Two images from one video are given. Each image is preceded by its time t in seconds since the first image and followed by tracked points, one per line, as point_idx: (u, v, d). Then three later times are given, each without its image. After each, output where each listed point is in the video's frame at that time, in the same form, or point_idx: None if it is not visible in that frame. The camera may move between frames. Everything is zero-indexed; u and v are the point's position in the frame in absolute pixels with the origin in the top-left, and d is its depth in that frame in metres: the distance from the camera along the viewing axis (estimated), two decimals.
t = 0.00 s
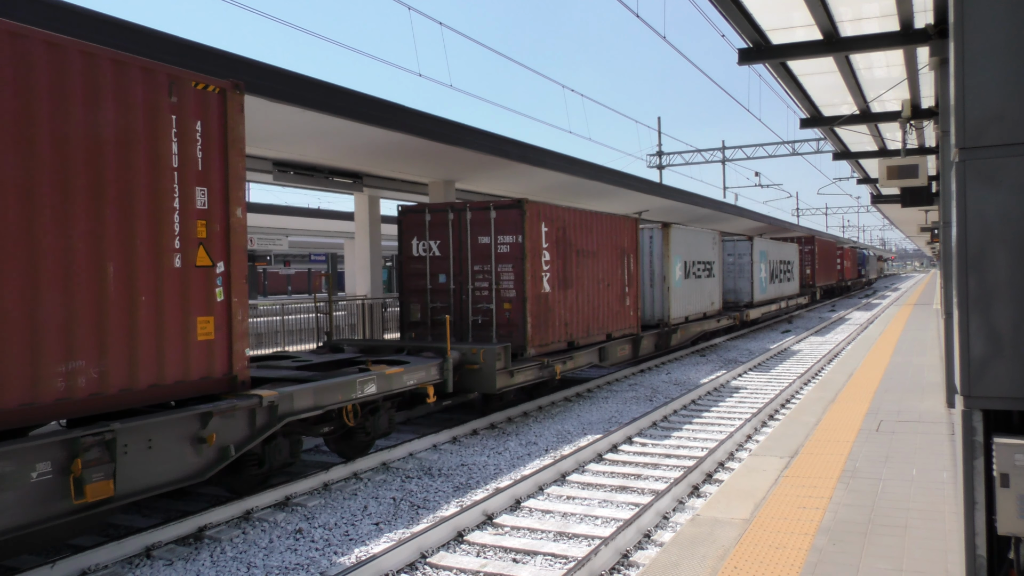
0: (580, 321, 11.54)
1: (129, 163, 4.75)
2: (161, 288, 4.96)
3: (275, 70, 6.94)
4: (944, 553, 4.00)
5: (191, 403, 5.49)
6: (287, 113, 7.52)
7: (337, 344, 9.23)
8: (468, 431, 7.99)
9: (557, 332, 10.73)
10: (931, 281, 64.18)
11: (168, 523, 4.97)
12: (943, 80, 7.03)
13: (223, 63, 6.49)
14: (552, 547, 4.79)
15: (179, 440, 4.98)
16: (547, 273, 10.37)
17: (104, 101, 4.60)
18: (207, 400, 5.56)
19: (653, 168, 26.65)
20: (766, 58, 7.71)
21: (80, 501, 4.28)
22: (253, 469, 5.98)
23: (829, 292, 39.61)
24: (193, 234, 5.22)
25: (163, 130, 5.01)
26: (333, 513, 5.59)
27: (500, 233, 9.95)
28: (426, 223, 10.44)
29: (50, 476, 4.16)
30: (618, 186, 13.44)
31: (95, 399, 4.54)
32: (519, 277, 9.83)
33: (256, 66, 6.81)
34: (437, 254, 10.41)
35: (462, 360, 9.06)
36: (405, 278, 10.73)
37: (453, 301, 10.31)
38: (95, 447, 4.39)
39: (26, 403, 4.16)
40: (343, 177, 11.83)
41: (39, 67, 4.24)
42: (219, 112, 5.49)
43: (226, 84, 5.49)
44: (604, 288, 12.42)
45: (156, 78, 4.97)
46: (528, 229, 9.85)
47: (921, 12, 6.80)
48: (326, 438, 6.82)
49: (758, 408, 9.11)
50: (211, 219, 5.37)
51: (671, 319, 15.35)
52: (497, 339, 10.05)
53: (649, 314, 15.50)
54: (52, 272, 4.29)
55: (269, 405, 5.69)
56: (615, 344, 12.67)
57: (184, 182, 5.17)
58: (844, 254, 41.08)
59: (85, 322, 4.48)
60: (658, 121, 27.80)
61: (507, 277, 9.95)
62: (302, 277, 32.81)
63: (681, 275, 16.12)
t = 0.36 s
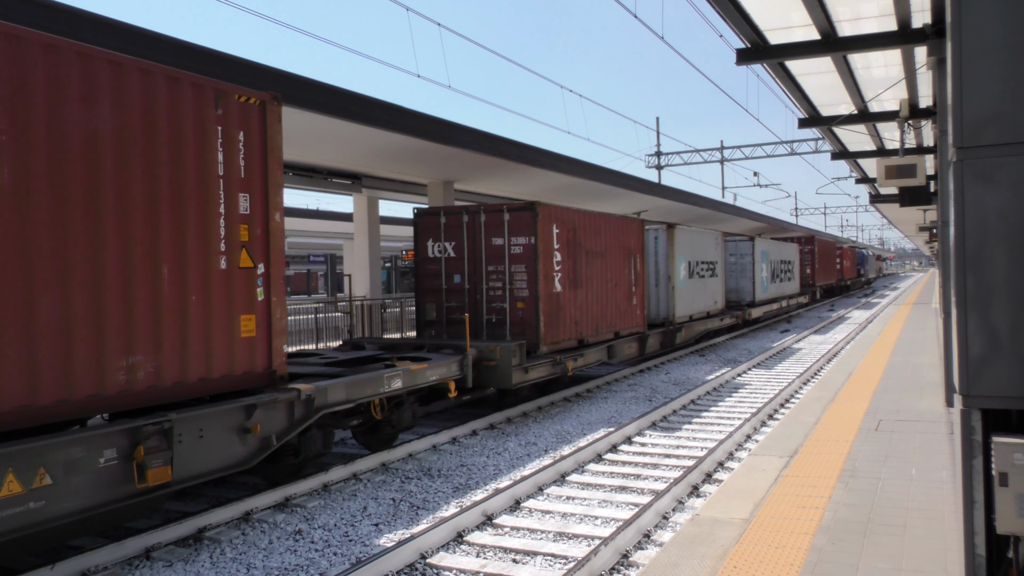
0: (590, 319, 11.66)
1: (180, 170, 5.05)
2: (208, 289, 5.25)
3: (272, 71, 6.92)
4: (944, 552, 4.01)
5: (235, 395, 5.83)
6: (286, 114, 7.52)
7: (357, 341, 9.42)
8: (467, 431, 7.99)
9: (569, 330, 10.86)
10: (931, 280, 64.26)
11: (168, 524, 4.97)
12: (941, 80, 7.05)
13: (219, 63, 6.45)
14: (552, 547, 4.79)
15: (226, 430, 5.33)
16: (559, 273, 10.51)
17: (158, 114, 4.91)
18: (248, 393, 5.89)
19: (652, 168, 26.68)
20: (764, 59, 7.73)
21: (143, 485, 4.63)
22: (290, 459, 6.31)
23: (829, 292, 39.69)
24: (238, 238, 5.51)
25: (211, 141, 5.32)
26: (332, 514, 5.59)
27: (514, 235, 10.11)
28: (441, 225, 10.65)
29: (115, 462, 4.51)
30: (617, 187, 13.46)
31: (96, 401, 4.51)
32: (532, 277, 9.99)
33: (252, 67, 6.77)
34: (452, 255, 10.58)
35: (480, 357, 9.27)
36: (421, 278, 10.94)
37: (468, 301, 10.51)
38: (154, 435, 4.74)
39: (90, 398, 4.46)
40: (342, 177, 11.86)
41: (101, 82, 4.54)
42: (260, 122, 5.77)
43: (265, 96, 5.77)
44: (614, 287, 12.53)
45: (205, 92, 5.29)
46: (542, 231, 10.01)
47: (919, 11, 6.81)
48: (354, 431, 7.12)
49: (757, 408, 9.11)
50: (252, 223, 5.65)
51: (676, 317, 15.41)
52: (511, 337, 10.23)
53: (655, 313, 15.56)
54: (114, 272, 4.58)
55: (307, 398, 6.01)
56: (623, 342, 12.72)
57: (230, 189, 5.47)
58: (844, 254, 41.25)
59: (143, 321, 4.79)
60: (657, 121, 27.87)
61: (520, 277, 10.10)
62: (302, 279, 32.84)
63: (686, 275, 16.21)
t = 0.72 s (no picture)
0: (599, 318, 11.84)
1: (225, 176, 5.39)
2: (249, 288, 5.58)
3: (269, 71, 6.90)
4: (942, 553, 4.01)
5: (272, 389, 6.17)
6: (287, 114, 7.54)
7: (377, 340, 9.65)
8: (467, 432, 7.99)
9: (579, 329, 11.06)
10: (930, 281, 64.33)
11: (167, 524, 4.97)
12: (941, 80, 7.04)
13: (220, 64, 6.46)
14: (551, 548, 4.79)
15: (267, 420, 5.67)
16: (570, 273, 10.71)
17: (205, 123, 5.25)
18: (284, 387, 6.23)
19: (650, 169, 26.68)
20: (764, 59, 7.73)
21: (196, 471, 5.01)
22: (322, 450, 6.66)
23: (829, 292, 39.75)
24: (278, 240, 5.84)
25: (253, 148, 5.66)
26: (332, 514, 5.58)
27: (526, 236, 10.33)
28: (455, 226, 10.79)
29: (170, 449, 4.89)
30: (617, 187, 13.47)
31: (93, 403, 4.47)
32: (545, 277, 10.21)
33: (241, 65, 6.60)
34: (467, 256, 10.75)
35: (496, 354, 9.43)
36: (437, 278, 11.11)
37: (481, 300, 10.71)
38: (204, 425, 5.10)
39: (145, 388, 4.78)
40: (342, 177, 11.88)
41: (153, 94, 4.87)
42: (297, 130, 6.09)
43: (301, 106, 6.08)
44: (622, 287, 12.72)
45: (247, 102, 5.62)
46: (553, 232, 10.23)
47: (918, 12, 6.81)
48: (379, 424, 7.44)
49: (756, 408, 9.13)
50: (290, 226, 5.97)
51: (681, 316, 15.54)
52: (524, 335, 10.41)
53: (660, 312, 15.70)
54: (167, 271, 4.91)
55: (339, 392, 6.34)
56: (630, 340, 12.88)
57: (270, 194, 5.80)
58: (844, 254, 41.29)
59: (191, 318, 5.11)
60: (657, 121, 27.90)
61: (532, 277, 10.32)
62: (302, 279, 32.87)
63: (690, 275, 16.34)
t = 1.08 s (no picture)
0: (609, 317, 12.21)
1: (249, 179, 5.60)
2: (288, 287, 5.94)
3: (269, 71, 6.87)
4: (943, 553, 4.01)
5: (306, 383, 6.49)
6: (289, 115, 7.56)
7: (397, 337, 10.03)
8: (467, 432, 7.99)
9: (590, 328, 11.39)
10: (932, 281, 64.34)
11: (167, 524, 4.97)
12: (941, 80, 7.04)
13: (223, 65, 6.48)
14: (552, 548, 4.80)
15: (305, 413, 6.00)
16: (581, 273, 11.06)
17: (231, 130, 5.47)
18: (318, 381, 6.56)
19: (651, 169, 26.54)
20: (764, 59, 7.74)
21: (243, 458, 5.33)
22: (352, 441, 7.01)
23: (831, 292, 39.80)
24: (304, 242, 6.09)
25: (283, 155, 5.93)
26: (333, 514, 5.58)
27: (540, 237, 10.72)
28: (470, 228, 11.21)
29: (220, 438, 5.21)
30: (618, 188, 13.48)
31: (91, 404, 4.46)
32: (557, 277, 10.58)
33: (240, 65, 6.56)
34: (482, 257, 11.19)
35: (512, 351, 9.76)
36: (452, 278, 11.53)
37: (496, 299, 11.11)
38: (250, 415, 5.43)
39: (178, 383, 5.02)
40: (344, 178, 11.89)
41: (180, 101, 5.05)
42: (330, 138, 6.43)
43: (334, 115, 6.42)
44: (630, 287, 13.11)
45: (285, 112, 5.97)
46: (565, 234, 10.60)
47: (919, 12, 6.80)
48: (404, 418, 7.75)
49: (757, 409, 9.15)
50: (324, 228, 6.32)
51: (687, 316, 15.72)
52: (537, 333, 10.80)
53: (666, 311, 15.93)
54: (191, 271, 5.09)
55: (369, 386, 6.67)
56: (639, 338, 13.25)
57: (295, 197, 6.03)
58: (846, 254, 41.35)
59: (230, 316, 5.42)
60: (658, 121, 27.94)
61: (546, 277, 10.70)
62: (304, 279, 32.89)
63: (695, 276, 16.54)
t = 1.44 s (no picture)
0: (617, 315, 12.56)
1: (252, 179, 5.65)
2: (322, 285, 6.32)
3: (267, 71, 6.83)
4: (943, 553, 4.02)
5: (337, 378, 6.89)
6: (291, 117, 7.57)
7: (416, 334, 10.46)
8: (467, 432, 7.98)
9: (599, 326, 11.74)
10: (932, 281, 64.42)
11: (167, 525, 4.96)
12: (941, 80, 7.05)
13: (225, 66, 6.49)
14: (552, 548, 4.79)
15: (338, 405, 6.41)
16: (591, 273, 11.43)
17: (271, 138, 5.85)
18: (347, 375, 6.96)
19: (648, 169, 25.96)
20: (764, 60, 7.75)
21: (283, 447, 5.75)
22: (378, 433, 7.42)
23: (832, 292, 39.87)
24: (309, 241, 6.17)
25: (289, 155, 6.02)
26: (333, 515, 5.58)
27: (551, 238, 11.12)
28: (483, 230, 11.70)
29: (262, 428, 5.63)
30: (619, 188, 13.49)
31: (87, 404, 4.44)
32: (568, 277, 10.97)
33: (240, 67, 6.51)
34: (494, 258, 11.62)
35: (525, 349, 10.02)
36: (466, 278, 11.97)
37: (508, 299, 11.54)
38: (288, 407, 5.86)
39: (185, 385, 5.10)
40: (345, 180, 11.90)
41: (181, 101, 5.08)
42: (359, 146, 6.81)
43: (362, 123, 6.80)
44: (637, 287, 13.42)
45: (318, 121, 6.34)
46: (576, 235, 10.99)
47: (919, 13, 6.81)
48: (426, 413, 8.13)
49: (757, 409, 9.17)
50: (354, 230, 6.70)
51: (692, 315, 15.93)
52: (548, 331, 11.20)
53: (671, 311, 16.20)
54: (194, 270, 5.14)
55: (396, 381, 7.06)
56: (646, 336, 13.48)
57: (301, 197, 6.11)
58: (846, 254, 41.47)
59: (241, 315, 5.55)
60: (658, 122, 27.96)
61: (557, 277, 11.09)
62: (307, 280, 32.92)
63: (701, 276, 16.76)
